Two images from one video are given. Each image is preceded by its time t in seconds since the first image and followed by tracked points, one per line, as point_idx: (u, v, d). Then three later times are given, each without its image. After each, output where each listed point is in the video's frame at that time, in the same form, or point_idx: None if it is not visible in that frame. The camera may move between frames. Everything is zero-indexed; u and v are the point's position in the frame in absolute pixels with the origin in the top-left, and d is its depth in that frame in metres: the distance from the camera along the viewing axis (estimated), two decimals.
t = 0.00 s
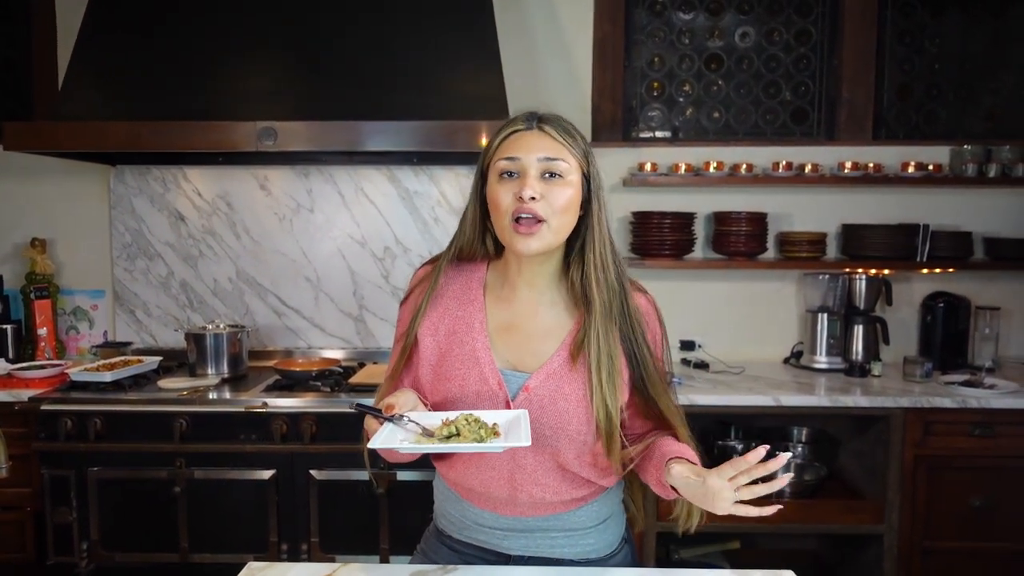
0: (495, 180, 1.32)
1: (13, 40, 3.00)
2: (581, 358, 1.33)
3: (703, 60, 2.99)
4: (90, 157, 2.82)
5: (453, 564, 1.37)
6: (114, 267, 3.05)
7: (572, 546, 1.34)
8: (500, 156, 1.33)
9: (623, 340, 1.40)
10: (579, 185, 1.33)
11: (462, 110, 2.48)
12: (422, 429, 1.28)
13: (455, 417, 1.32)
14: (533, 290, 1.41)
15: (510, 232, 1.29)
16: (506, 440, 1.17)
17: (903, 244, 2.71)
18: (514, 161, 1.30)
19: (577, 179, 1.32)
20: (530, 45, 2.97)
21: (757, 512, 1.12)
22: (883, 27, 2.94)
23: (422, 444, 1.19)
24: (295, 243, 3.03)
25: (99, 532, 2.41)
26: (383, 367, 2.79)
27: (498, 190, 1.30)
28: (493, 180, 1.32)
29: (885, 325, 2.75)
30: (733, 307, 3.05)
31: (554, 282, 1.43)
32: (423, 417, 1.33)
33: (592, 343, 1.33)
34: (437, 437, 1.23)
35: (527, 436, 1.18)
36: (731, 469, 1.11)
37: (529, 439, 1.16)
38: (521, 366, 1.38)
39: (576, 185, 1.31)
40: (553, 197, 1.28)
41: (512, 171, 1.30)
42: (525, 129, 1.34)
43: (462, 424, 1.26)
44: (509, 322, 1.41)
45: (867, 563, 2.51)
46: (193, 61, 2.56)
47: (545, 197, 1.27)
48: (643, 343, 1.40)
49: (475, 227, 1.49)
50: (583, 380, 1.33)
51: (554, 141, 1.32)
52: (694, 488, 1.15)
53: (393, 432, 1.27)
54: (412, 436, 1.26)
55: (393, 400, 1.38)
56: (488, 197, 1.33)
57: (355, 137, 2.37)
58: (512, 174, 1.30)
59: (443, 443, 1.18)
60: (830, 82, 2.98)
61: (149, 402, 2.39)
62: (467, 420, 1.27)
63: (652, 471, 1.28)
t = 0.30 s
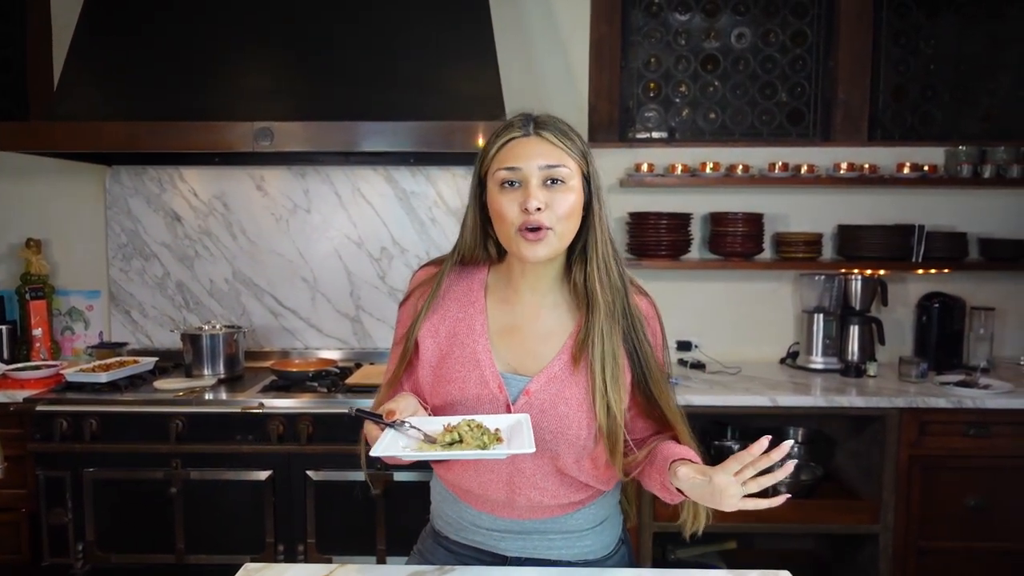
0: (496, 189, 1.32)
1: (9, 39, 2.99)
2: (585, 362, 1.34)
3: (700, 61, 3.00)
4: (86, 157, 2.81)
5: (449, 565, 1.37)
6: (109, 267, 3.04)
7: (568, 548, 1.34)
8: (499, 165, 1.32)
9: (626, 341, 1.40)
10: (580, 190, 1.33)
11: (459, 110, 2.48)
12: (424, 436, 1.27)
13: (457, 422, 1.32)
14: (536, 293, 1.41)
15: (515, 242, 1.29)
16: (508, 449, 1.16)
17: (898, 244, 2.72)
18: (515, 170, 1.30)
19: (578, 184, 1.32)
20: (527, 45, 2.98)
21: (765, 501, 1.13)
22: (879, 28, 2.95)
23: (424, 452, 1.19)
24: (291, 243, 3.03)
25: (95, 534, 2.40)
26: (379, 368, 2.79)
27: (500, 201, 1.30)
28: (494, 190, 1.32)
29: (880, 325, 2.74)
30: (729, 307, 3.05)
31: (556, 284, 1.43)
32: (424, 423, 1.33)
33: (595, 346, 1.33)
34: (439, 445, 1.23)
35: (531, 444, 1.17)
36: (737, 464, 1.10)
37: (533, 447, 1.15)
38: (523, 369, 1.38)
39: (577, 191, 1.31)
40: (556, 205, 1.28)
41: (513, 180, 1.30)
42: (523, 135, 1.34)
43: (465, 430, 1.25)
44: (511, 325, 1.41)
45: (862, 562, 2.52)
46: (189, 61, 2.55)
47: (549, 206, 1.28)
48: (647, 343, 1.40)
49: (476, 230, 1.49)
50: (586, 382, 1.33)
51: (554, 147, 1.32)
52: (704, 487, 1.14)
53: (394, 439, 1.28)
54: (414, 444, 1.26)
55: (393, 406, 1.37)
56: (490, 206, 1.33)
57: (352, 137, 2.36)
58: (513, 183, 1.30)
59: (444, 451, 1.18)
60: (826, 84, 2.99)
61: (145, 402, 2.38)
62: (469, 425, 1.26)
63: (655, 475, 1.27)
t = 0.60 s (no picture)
0: (490, 191, 1.32)
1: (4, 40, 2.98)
2: (579, 364, 1.34)
3: (697, 61, 3.00)
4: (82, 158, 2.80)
5: (447, 565, 1.37)
6: (106, 268, 3.04)
7: (566, 547, 1.34)
8: (494, 166, 1.32)
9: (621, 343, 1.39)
10: (575, 193, 1.33)
11: (456, 110, 2.48)
12: (420, 437, 1.28)
13: (452, 422, 1.32)
14: (531, 294, 1.41)
15: (508, 244, 1.29)
16: (503, 449, 1.16)
17: (894, 244, 2.73)
18: (509, 172, 1.30)
19: (573, 187, 1.32)
20: (524, 45, 2.98)
21: (755, 507, 1.12)
22: (875, 28, 2.95)
23: (418, 454, 1.19)
24: (288, 244, 3.03)
25: (92, 535, 2.40)
26: (377, 368, 2.79)
27: (495, 203, 1.30)
28: (489, 192, 1.32)
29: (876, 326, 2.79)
30: (726, 307, 3.06)
31: (552, 286, 1.43)
32: (419, 425, 1.34)
33: (589, 348, 1.33)
34: (434, 445, 1.24)
35: (525, 444, 1.16)
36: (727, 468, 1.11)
37: (526, 448, 1.14)
38: (518, 371, 1.38)
39: (572, 194, 1.31)
40: (550, 208, 1.28)
41: (507, 183, 1.30)
42: (518, 136, 1.33)
43: (460, 430, 1.25)
44: (506, 327, 1.41)
45: (859, 561, 2.53)
46: (185, 61, 2.55)
47: (542, 209, 1.28)
48: (642, 347, 1.40)
49: (472, 231, 1.49)
50: (581, 385, 1.33)
51: (549, 149, 1.31)
52: (695, 491, 1.14)
53: (390, 440, 1.29)
54: (409, 445, 1.26)
55: (388, 408, 1.36)
56: (485, 208, 1.33)
57: (349, 138, 2.36)
58: (508, 186, 1.30)
59: (439, 452, 1.18)
60: (822, 84, 3.00)
61: (142, 403, 2.38)
62: (464, 426, 1.26)
63: (648, 479, 1.27)
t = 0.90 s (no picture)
0: (487, 189, 1.32)
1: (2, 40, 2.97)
2: (575, 362, 1.33)
3: (695, 61, 3.01)
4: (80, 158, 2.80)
5: (446, 565, 1.37)
6: (104, 269, 3.03)
7: (566, 546, 1.34)
8: (490, 163, 1.32)
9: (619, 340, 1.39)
10: (571, 190, 1.32)
11: (454, 110, 2.48)
12: (415, 438, 1.28)
13: (447, 424, 1.32)
14: (528, 292, 1.41)
15: (506, 240, 1.29)
16: (497, 449, 1.16)
17: (893, 243, 2.73)
18: (506, 169, 1.30)
19: (569, 184, 1.32)
20: (523, 45, 2.98)
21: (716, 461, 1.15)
22: (873, 28, 2.96)
23: (413, 454, 1.19)
24: (287, 243, 3.02)
25: (90, 536, 2.39)
26: (376, 368, 2.79)
27: (492, 200, 1.30)
28: (486, 189, 1.32)
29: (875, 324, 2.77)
30: (725, 306, 3.06)
31: (548, 284, 1.43)
32: (414, 426, 1.34)
33: (584, 346, 1.33)
34: (429, 446, 1.24)
35: (519, 444, 1.16)
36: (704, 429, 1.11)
37: (521, 446, 1.14)
38: (516, 370, 1.38)
39: (569, 190, 1.31)
40: (547, 204, 1.28)
41: (504, 179, 1.30)
42: (515, 134, 1.34)
43: (455, 432, 1.26)
44: (503, 326, 1.41)
45: (859, 560, 2.53)
46: (184, 62, 2.55)
47: (540, 205, 1.27)
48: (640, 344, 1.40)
49: (468, 230, 1.49)
50: (577, 383, 1.33)
51: (545, 146, 1.32)
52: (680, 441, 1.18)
53: (385, 441, 1.28)
54: (405, 445, 1.26)
55: (385, 409, 1.36)
56: (482, 205, 1.33)
57: (347, 138, 2.36)
58: (504, 183, 1.30)
59: (434, 452, 1.18)
60: (821, 83, 3.00)
61: (141, 404, 2.37)
62: (459, 427, 1.27)
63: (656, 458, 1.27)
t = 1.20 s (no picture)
0: (492, 177, 1.31)
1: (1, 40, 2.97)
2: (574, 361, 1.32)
3: (695, 61, 3.01)
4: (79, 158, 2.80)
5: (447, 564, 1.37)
6: (104, 269, 3.03)
7: (566, 546, 1.34)
8: (496, 154, 1.33)
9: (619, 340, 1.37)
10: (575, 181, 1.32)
11: (454, 109, 2.48)
12: (414, 441, 1.27)
13: (447, 427, 1.32)
14: (529, 291, 1.41)
15: (510, 227, 1.27)
16: (496, 453, 1.16)
17: (892, 243, 2.73)
18: (512, 158, 1.30)
19: (574, 175, 1.32)
20: (523, 45, 2.97)
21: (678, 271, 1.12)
22: (873, 28, 2.96)
23: (412, 457, 1.18)
24: (287, 243, 3.02)
25: (90, 536, 2.39)
26: (376, 368, 2.79)
27: (497, 188, 1.29)
28: (490, 178, 1.31)
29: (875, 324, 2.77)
30: (725, 306, 3.06)
31: (549, 284, 1.43)
32: (413, 429, 1.33)
33: (583, 344, 1.31)
34: (428, 450, 1.24)
35: (518, 449, 1.16)
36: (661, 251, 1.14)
37: (521, 451, 1.14)
38: (516, 371, 1.37)
39: (574, 181, 1.31)
40: (552, 191, 1.26)
41: (510, 168, 1.30)
42: (522, 127, 1.36)
43: (454, 435, 1.26)
44: (504, 325, 1.40)
45: (859, 560, 2.53)
46: (183, 61, 2.55)
47: (545, 190, 1.26)
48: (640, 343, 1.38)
49: (471, 228, 1.49)
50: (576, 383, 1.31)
51: (551, 139, 1.33)
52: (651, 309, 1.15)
53: (384, 444, 1.27)
54: (403, 447, 1.26)
55: (382, 411, 1.39)
56: (486, 194, 1.32)
57: (347, 138, 2.36)
58: (510, 171, 1.30)
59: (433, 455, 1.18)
60: (821, 83, 3.00)
61: (141, 404, 2.37)
62: (458, 430, 1.27)
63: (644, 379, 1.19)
